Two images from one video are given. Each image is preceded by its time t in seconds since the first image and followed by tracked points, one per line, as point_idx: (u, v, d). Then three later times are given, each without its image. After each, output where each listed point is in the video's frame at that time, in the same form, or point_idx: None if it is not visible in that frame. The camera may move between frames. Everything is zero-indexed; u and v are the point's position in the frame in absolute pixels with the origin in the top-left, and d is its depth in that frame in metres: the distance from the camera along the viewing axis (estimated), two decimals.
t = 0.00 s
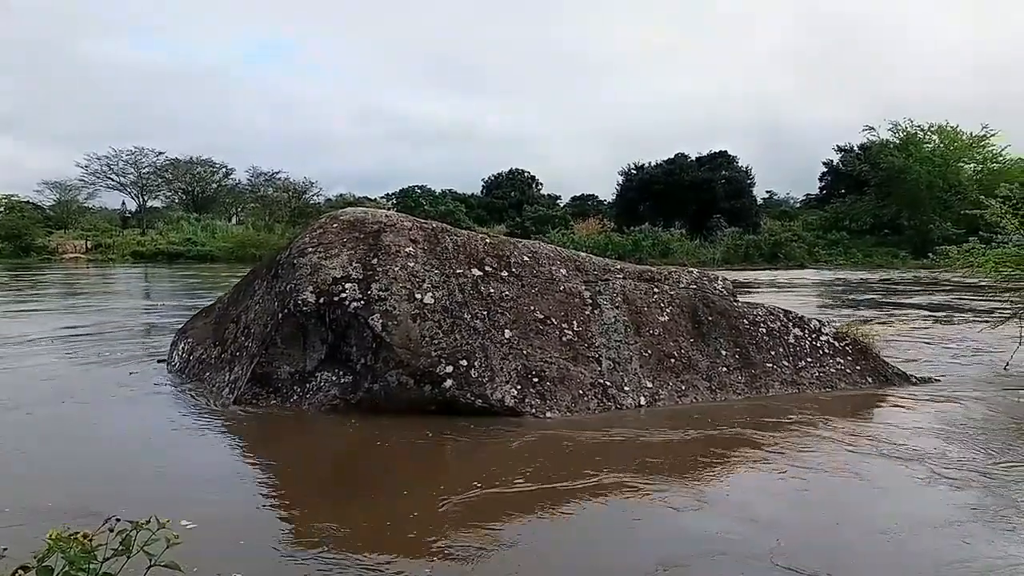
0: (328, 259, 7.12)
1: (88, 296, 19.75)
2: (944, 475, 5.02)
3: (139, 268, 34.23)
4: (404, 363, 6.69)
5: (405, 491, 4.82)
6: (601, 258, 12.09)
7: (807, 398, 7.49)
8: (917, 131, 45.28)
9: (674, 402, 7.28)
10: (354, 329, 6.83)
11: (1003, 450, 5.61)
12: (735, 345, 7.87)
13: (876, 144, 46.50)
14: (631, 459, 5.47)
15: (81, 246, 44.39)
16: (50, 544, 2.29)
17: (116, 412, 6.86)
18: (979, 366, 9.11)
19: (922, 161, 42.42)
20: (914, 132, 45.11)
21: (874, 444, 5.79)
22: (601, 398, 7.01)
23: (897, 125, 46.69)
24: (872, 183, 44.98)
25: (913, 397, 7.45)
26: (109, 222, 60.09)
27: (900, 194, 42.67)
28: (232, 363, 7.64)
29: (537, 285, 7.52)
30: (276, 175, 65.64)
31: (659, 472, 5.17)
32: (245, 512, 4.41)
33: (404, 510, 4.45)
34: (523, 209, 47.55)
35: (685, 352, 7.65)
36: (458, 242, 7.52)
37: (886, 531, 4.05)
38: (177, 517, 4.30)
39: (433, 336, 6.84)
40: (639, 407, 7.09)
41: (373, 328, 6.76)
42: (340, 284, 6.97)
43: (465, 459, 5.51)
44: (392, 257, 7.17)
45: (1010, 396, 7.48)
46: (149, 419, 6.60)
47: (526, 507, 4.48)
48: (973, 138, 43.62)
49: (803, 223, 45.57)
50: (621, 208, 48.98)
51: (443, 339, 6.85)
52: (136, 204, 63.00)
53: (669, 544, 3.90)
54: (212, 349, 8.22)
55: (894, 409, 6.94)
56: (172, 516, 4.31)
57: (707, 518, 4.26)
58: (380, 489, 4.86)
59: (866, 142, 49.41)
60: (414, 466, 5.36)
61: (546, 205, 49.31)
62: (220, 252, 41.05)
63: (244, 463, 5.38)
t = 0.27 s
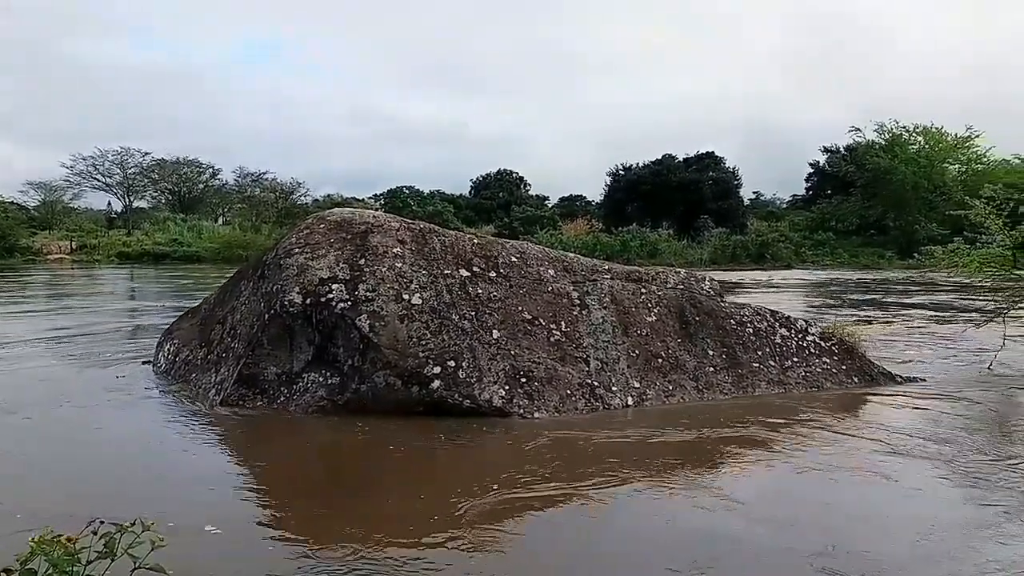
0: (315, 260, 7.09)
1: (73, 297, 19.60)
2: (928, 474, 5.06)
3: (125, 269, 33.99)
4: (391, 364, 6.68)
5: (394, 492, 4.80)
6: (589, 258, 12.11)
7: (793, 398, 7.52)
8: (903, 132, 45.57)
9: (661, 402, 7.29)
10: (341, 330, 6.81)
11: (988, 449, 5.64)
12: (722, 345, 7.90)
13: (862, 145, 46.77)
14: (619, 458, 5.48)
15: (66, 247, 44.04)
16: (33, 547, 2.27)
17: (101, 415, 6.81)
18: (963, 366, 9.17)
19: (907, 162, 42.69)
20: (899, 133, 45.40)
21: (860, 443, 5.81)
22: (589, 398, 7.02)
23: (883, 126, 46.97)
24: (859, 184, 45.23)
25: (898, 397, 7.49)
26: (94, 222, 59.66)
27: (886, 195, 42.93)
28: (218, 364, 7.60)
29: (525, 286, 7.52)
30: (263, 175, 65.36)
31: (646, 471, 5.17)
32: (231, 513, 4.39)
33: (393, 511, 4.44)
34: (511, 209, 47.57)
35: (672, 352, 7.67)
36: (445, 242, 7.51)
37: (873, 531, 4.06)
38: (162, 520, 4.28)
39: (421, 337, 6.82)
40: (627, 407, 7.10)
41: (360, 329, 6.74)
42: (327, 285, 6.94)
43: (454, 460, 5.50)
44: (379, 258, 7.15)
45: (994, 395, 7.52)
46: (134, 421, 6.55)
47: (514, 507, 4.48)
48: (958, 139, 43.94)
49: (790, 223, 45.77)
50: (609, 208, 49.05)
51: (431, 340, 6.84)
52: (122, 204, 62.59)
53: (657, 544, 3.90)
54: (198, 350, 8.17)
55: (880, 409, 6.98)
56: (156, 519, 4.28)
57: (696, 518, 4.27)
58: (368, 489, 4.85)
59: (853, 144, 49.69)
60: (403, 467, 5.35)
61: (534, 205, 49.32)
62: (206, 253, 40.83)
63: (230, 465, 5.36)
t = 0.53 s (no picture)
0: (300, 260, 7.06)
1: (55, 296, 19.43)
2: (912, 473, 5.10)
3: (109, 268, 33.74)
4: (377, 364, 6.66)
5: (380, 492, 4.79)
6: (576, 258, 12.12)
7: (778, 398, 7.56)
8: (887, 134, 45.89)
9: (648, 402, 7.31)
10: (327, 330, 6.78)
11: (971, 449, 5.68)
12: (708, 346, 7.92)
13: (847, 147, 47.07)
14: (605, 458, 5.48)
15: (49, 246, 43.65)
16: (14, 548, 2.25)
17: (84, 415, 6.75)
18: (947, 367, 9.24)
19: (892, 163, 42.99)
20: (884, 135, 45.71)
21: (845, 443, 5.84)
22: (576, 398, 7.03)
23: (868, 128, 47.26)
24: (844, 185, 45.50)
25: (882, 397, 7.55)
26: (77, 221, 59.18)
27: (871, 196, 43.23)
28: (203, 364, 7.55)
29: (512, 286, 7.52)
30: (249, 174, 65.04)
31: (633, 472, 5.18)
32: (216, 514, 4.36)
33: (380, 511, 4.43)
34: (498, 209, 47.56)
35: (658, 352, 7.69)
36: (432, 242, 7.49)
37: (859, 531, 4.07)
38: (145, 521, 4.25)
39: (407, 337, 6.80)
40: (614, 407, 7.11)
41: (346, 329, 6.72)
42: (313, 284, 6.91)
43: (441, 460, 5.49)
44: (365, 257, 7.12)
45: (978, 396, 7.58)
46: (118, 422, 6.50)
47: (501, 508, 4.47)
48: (942, 141, 44.32)
49: (776, 224, 46.01)
50: (596, 209, 49.13)
51: (417, 339, 6.82)
52: (106, 203, 62.10)
53: (644, 544, 3.90)
54: (182, 350, 8.12)
55: (864, 409, 7.02)
56: (139, 520, 4.25)
57: (683, 518, 4.28)
58: (355, 490, 4.83)
59: (838, 145, 50.00)
60: (389, 467, 5.33)
61: (521, 206, 49.33)
62: (192, 252, 40.59)
63: (214, 465, 5.33)
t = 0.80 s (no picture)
0: (288, 259, 7.03)
1: (41, 297, 19.29)
2: (898, 471, 5.12)
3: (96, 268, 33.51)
4: (366, 364, 6.64)
5: (369, 493, 4.77)
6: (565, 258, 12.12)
7: (766, 397, 7.58)
8: (875, 134, 46.13)
9: (637, 401, 7.32)
10: (315, 330, 6.75)
11: (958, 447, 5.70)
12: (696, 345, 7.94)
13: (835, 147, 47.28)
14: (594, 458, 5.48)
15: (35, 246, 43.33)
16: None
17: (69, 416, 6.70)
18: (933, 365, 9.28)
19: (879, 163, 43.21)
20: (871, 135, 45.94)
21: (832, 442, 5.86)
22: (565, 398, 7.03)
23: (855, 127, 47.49)
24: (831, 185, 45.70)
25: (870, 395, 7.58)
26: (64, 221, 58.77)
27: (858, 196, 43.44)
28: (191, 364, 7.51)
29: (501, 285, 7.51)
30: (237, 174, 64.77)
31: (621, 471, 5.19)
32: (203, 515, 4.33)
33: (369, 512, 4.41)
34: (487, 208, 47.54)
35: (647, 351, 7.70)
36: (421, 242, 7.48)
37: (847, 530, 4.08)
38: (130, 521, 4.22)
39: (396, 337, 6.78)
40: (603, 406, 7.12)
41: (335, 328, 6.70)
42: (301, 284, 6.88)
43: (429, 460, 5.47)
44: (354, 257, 7.10)
45: (964, 394, 7.62)
46: (104, 422, 6.46)
47: (490, 508, 4.46)
48: (928, 141, 44.58)
49: (764, 224, 46.19)
50: (585, 209, 49.18)
51: (406, 339, 6.80)
52: (92, 203, 61.70)
53: (634, 545, 3.90)
54: (169, 350, 8.07)
55: (851, 407, 7.05)
56: (125, 520, 4.23)
57: (672, 518, 4.28)
58: (344, 491, 4.81)
59: (825, 145, 50.23)
60: (378, 468, 5.31)
61: (510, 205, 49.32)
62: (180, 252, 40.38)
63: (201, 466, 5.30)
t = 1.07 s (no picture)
0: (274, 260, 7.00)
1: (26, 297, 19.14)
2: (882, 471, 5.15)
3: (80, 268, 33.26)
4: (352, 365, 6.61)
5: (357, 494, 4.75)
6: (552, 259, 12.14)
7: (752, 398, 7.61)
8: (860, 136, 46.41)
9: (623, 402, 7.33)
10: (301, 331, 6.73)
11: (941, 448, 5.75)
12: (683, 346, 7.97)
13: (821, 149, 47.54)
14: (581, 459, 5.49)
15: (18, 246, 42.95)
16: None
17: (52, 418, 6.64)
18: (917, 366, 9.36)
19: (864, 165, 43.54)
20: (857, 138, 46.22)
21: (817, 442, 5.90)
22: (552, 399, 7.04)
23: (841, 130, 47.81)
24: (817, 187, 46.00)
25: (855, 396, 7.63)
26: (48, 221, 58.31)
27: (844, 198, 43.69)
28: (176, 366, 7.47)
29: (489, 287, 7.50)
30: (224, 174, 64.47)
31: (607, 472, 5.19)
32: (187, 518, 4.30)
33: (357, 514, 4.39)
34: (475, 209, 47.55)
35: (634, 352, 7.71)
36: (408, 242, 7.46)
37: (837, 532, 4.08)
38: (113, 524, 4.19)
39: (383, 338, 6.76)
40: (590, 407, 7.13)
41: (321, 330, 6.67)
42: (287, 285, 6.85)
43: (418, 462, 5.46)
44: (340, 258, 7.08)
45: (947, 395, 7.68)
46: (87, 424, 6.40)
47: (479, 510, 4.44)
48: (913, 143, 44.89)
49: (751, 226, 46.39)
50: (572, 210, 49.26)
51: (393, 340, 6.78)
52: (77, 203, 61.25)
53: (620, 545, 3.90)
54: (154, 351, 8.02)
55: (837, 408, 7.09)
56: (107, 523, 4.19)
57: (662, 519, 4.28)
58: (333, 493, 4.78)
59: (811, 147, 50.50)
60: (367, 469, 5.29)
61: (498, 206, 49.33)
62: (165, 252, 40.14)
63: (185, 468, 5.26)
